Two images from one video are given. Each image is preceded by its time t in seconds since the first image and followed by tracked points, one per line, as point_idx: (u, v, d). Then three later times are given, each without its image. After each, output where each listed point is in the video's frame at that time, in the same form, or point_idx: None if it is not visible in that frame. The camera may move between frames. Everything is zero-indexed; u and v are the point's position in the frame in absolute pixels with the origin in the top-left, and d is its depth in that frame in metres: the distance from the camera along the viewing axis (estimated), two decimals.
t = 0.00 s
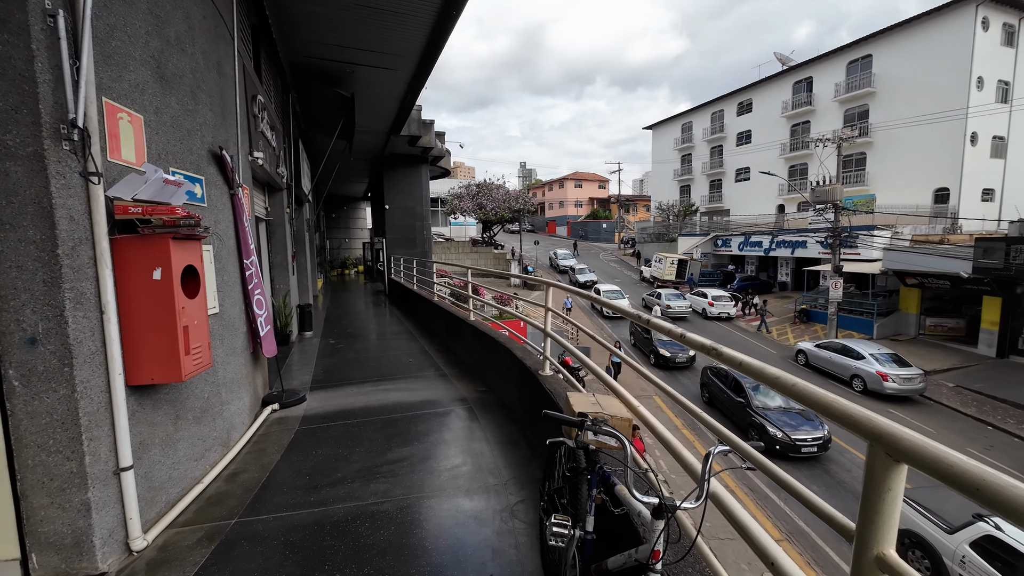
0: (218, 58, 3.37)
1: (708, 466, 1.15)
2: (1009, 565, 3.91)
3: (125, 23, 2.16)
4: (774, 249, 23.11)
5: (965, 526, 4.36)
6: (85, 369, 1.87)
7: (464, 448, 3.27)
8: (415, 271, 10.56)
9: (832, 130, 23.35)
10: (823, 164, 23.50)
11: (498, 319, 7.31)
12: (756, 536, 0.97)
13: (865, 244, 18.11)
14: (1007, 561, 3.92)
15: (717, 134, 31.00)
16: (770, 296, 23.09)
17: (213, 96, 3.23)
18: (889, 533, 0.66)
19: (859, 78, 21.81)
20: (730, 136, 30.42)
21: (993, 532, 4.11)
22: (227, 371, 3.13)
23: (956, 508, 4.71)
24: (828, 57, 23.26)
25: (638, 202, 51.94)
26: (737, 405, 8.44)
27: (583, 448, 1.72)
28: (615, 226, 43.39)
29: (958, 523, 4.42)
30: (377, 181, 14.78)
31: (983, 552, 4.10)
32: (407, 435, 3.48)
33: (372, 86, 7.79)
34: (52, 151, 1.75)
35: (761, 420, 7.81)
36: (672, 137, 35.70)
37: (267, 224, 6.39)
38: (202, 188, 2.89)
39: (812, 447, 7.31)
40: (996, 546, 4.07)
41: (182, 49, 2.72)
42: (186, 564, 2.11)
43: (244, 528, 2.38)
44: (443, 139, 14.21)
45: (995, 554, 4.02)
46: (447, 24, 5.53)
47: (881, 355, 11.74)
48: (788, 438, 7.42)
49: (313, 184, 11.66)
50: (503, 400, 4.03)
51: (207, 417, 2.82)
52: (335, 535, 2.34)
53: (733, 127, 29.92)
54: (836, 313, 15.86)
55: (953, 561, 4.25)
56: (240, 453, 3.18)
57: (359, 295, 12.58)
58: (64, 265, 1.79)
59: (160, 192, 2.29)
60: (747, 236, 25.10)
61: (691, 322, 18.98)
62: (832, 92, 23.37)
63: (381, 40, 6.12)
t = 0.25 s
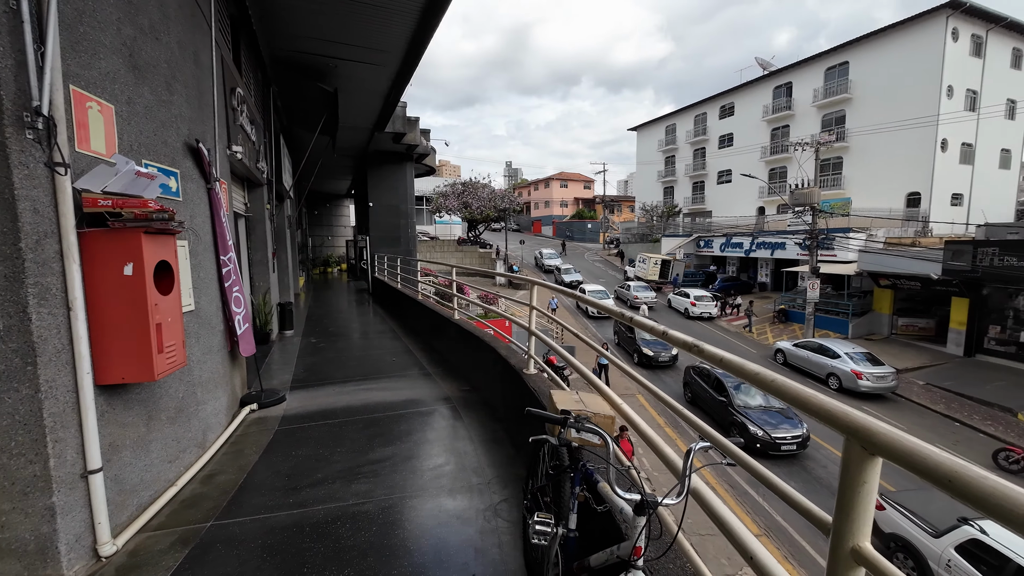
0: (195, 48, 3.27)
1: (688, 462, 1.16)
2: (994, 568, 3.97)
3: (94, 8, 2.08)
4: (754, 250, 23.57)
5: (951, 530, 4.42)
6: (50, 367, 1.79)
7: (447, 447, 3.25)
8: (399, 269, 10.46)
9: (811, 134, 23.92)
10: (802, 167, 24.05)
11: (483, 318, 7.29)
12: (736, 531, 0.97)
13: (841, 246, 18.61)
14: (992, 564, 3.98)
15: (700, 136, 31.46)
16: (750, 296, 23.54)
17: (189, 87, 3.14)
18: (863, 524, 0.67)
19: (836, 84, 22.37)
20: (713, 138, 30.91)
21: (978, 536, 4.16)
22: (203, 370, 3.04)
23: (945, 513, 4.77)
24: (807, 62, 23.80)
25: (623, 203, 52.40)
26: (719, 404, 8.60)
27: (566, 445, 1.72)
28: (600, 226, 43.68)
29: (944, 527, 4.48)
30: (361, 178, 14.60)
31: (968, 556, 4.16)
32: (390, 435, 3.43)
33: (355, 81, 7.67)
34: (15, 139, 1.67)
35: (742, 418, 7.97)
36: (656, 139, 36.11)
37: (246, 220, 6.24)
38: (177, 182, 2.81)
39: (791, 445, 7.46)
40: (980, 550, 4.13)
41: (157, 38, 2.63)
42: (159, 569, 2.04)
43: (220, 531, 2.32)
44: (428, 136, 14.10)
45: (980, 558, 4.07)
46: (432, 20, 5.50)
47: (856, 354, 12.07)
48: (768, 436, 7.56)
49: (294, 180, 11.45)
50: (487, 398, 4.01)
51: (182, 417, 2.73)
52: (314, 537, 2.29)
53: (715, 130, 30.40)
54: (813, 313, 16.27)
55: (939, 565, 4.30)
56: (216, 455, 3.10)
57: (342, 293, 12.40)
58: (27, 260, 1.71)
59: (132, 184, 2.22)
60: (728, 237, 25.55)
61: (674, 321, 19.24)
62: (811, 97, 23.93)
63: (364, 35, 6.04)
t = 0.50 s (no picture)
0: (162, 33, 3.13)
1: (667, 456, 1.17)
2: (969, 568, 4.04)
3: None
4: (728, 250, 24.17)
5: (929, 531, 4.52)
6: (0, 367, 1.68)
7: (426, 445, 3.21)
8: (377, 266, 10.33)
9: (783, 138, 24.64)
10: (774, 171, 24.77)
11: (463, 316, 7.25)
12: (714, 525, 0.98)
13: (811, 247, 19.26)
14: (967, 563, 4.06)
15: (677, 138, 32.04)
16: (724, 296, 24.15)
17: (156, 74, 3.00)
18: (836, 514, 0.69)
19: (808, 90, 23.09)
20: (690, 140, 31.51)
21: (954, 536, 4.27)
22: (170, 369, 2.92)
23: (924, 515, 4.87)
24: (780, 68, 24.48)
25: (602, 202, 53.00)
26: (696, 402, 8.81)
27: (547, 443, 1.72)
28: (579, 225, 44.06)
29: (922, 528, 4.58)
30: (338, 173, 14.30)
31: (947, 557, 4.22)
32: (367, 434, 3.37)
33: (333, 74, 7.50)
34: None
35: (718, 416, 8.18)
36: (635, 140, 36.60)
37: (217, 214, 6.04)
38: (143, 172, 2.69)
39: (763, 441, 7.67)
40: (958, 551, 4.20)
41: (120, 21, 2.50)
42: None
43: (187, 536, 2.24)
44: (407, 132, 13.93)
45: (955, 556, 4.16)
46: (413, 14, 5.42)
47: (823, 351, 12.52)
48: (742, 433, 7.77)
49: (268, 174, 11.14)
50: (466, 396, 3.99)
51: (148, 417, 2.62)
52: (288, 540, 2.23)
53: (692, 132, 31.01)
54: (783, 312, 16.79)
55: (917, 566, 4.36)
56: (185, 456, 2.99)
57: (318, 291, 12.15)
58: None
59: (93, 173, 2.11)
60: (703, 238, 26.12)
61: (651, 319, 19.57)
62: (783, 102, 24.64)
63: (343, 27, 5.91)
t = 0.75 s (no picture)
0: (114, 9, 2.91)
1: (652, 456, 1.16)
2: (943, 570, 4.20)
3: None
4: (696, 251, 24.84)
5: (901, 532, 4.68)
6: None
7: (400, 446, 3.13)
8: (348, 263, 10.06)
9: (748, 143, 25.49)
10: (740, 174, 25.60)
11: (437, 314, 7.14)
12: (700, 524, 0.97)
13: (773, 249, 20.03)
14: (941, 565, 4.22)
15: (648, 140, 32.67)
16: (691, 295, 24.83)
17: (108, 54, 2.79)
18: (833, 514, 0.67)
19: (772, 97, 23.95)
20: (660, 143, 32.18)
21: (926, 536, 4.43)
22: (124, 370, 2.73)
23: (897, 517, 5.06)
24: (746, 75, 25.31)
25: (575, 202, 53.54)
26: (668, 401, 8.95)
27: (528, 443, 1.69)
28: (552, 224, 44.35)
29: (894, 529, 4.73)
30: (307, 167, 13.84)
31: (921, 558, 4.38)
32: (338, 436, 3.26)
33: (302, 64, 7.24)
34: None
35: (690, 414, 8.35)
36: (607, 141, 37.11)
37: (176, 206, 5.72)
38: (92, 159, 2.50)
39: (734, 439, 7.96)
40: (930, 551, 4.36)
41: None
42: None
43: (142, 549, 2.09)
44: (379, 126, 13.63)
45: (929, 558, 4.33)
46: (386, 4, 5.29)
47: (784, 349, 13.08)
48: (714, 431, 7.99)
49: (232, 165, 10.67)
50: (441, 396, 3.92)
51: (98, 422, 2.44)
52: (253, 550, 2.12)
53: (663, 135, 31.68)
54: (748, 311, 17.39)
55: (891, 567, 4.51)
56: (140, 463, 2.81)
57: (285, 288, 11.74)
58: None
59: (35, 158, 1.94)
60: (673, 238, 26.75)
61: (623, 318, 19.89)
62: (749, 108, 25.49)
63: (312, 14, 5.70)
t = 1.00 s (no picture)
0: None
1: (640, 458, 1.17)
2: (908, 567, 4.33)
3: None
4: (659, 250, 25.54)
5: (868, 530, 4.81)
6: None
7: (370, 450, 3.04)
8: (310, 260, 9.68)
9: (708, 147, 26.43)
10: (701, 176, 26.51)
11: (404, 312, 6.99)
12: (691, 526, 0.99)
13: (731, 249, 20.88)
14: (906, 563, 4.34)
15: (613, 141, 33.28)
16: (654, 293, 25.53)
17: (45, 29, 2.55)
18: (824, 514, 0.69)
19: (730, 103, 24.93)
20: (625, 144, 32.84)
21: (891, 535, 4.59)
22: (64, 376, 2.51)
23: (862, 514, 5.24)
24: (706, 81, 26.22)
25: (542, 200, 53.91)
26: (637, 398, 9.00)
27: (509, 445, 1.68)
28: (519, 222, 44.46)
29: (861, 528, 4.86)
30: (265, 158, 13.21)
31: (887, 556, 4.53)
32: (303, 441, 3.13)
33: (261, 51, 6.89)
34: None
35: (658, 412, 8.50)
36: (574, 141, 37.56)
37: (120, 197, 5.32)
38: (27, 144, 2.27)
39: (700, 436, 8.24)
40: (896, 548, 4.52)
41: None
42: None
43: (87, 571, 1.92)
44: (343, 118, 13.20)
45: (894, 556, 4.48)
46: None
47: (741, 345, 13.70)
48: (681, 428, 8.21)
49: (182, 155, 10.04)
50: (411, 397, 3.83)
51: (34, 433, 2.23)
52: (214, 566, 1.99)
53: (627, 136, 32.37)
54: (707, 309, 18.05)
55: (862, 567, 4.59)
56: (83, 475, 2.59)
57: (241, 285, 11.17)
58: None
59: None
60: (637, 238, 27.38)
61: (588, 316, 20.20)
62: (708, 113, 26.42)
63: None
